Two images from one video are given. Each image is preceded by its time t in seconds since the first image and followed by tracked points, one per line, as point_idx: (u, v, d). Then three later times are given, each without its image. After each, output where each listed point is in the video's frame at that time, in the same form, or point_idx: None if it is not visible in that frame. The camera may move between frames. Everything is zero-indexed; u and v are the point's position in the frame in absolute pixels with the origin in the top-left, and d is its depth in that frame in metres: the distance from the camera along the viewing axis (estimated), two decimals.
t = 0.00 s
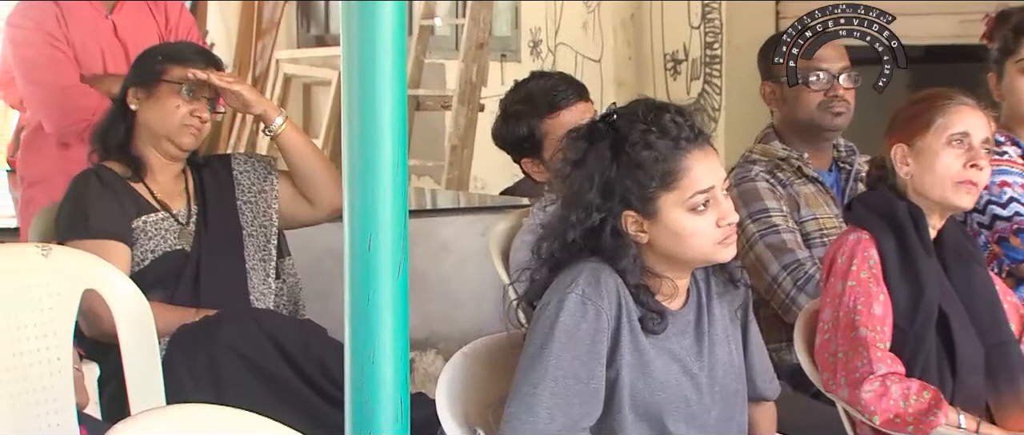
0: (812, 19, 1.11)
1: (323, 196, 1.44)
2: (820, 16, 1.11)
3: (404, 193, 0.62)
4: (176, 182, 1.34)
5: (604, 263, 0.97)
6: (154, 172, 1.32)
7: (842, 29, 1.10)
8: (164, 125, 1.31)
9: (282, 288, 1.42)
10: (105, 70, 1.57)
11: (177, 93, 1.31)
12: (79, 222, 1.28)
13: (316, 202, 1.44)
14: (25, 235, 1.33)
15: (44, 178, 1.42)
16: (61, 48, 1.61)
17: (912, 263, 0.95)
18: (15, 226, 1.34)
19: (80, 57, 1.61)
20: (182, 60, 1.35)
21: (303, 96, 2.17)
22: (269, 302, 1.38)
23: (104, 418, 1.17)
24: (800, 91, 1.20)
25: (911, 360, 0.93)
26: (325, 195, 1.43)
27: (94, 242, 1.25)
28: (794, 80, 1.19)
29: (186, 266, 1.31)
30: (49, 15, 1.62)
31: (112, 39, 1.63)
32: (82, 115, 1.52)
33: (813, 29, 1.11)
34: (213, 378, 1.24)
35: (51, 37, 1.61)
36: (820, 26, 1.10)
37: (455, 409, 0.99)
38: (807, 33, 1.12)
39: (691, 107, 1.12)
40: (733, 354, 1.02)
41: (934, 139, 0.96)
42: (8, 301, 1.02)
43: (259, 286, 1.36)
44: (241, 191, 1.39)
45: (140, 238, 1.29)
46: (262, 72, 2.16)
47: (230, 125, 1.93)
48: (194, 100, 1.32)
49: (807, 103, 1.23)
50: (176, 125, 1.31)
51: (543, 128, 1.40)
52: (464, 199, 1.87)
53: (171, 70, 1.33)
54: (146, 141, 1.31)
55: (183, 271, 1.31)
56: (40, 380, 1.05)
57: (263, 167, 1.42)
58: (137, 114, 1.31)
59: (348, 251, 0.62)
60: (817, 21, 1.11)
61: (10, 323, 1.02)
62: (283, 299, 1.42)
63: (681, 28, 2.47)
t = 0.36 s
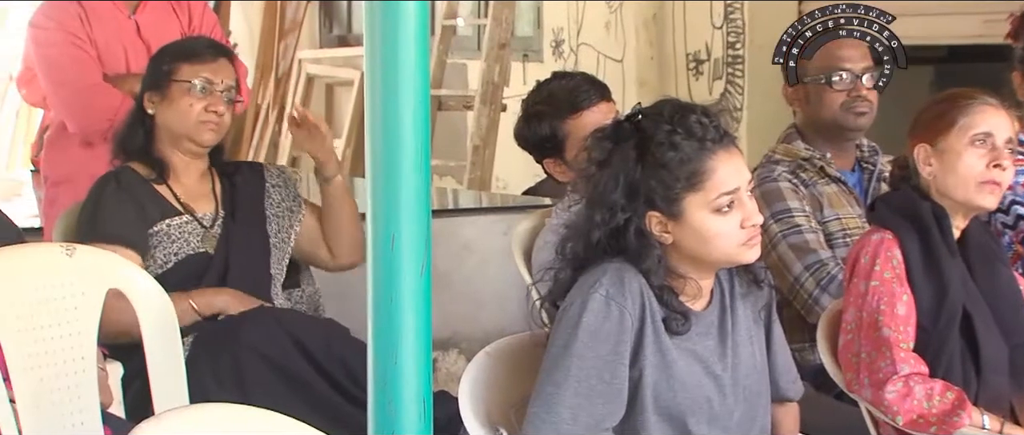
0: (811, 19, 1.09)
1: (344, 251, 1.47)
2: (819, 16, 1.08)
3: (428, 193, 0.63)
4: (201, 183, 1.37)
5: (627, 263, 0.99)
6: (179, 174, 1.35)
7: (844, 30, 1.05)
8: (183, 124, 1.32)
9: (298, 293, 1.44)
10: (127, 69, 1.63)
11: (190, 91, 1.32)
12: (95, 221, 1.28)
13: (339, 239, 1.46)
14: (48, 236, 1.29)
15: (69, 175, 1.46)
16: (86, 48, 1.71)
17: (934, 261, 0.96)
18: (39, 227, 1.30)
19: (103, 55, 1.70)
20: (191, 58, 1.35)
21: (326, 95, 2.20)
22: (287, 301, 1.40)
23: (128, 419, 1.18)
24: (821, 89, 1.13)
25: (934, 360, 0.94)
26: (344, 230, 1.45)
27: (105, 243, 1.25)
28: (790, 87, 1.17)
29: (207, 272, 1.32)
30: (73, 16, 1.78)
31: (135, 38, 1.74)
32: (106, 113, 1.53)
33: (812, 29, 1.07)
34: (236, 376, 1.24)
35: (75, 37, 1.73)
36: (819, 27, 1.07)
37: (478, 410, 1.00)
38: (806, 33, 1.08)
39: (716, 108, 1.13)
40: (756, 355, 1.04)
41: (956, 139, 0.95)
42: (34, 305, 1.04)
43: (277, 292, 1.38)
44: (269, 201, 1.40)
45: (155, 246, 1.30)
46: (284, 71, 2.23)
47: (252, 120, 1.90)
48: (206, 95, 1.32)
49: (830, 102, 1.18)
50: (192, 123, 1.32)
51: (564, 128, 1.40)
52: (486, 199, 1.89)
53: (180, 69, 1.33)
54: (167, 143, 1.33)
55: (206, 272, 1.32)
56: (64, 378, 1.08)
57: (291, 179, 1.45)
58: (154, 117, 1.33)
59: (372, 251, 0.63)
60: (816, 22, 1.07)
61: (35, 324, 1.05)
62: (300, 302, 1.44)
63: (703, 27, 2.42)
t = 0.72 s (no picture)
0: (813, 18, 1.04)
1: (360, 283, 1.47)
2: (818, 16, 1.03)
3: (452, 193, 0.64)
4: (225, 184, 1.38)
5: (651, 263, 1.02)
6: (204, 175, 1.37)
7: (844, 29, 1.02)
8: (205, 128, 1.35)
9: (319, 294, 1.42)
10: (151, 71, 1.63)
11: (210, 95, 1.34)
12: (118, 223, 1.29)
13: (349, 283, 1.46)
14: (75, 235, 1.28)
15: (92, 175, 1.46)
16: (109, 49, 1.67)
17: (960, 262, 0.96)
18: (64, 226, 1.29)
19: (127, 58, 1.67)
20: (209, 60, 1.38)
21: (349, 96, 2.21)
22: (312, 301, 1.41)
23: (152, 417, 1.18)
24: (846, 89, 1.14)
25: (959, 361, 0.94)
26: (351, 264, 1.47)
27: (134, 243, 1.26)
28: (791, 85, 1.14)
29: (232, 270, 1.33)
30: (96, 15, 1.72)
31: (160, 39, 1.71)
32: (127, 115, 1.54)
33: (813, 30, 1.02)
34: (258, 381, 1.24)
35: (99, 38, 1.68)
36: (819, 27, 1.02)
37: (502, 410, 1.00)
38: (806, 32, 1.03)
39: (742, 108, 1.13)
40: (781, 356, 1.06)
41: (979, 139, 0.96)
42: (57, 303, 1.05)
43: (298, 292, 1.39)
44: (296, 210, 1.44)
45: (178, 245, 1.31)
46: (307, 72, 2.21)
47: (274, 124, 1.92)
48: (227, 98, 1.35)
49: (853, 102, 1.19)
50: (214, 126, 1.35)
51: (588, 128, 1.40)
52: (509, 199, 1.89)
53: (198, 73, 1.36)
54: (191, 145, 1.35)
55: (229, 269, 1.33)
56: (87, 376, 1.10)
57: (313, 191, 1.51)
58: (177, 121, 1.35)
59: (397, 250, 0.64)
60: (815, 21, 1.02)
61: (57, 323, 1.06)
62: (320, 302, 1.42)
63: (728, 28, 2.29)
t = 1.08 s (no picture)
0: (812, 17, 0.96)
1: (400, 282, 1.48)
2: (819, 14, 0.96)
3: (481, 194, 0.66)
4: (258, 184, 1.39)
5: (681, 263, 1.02)
6: (236, 175, 1.38)
7: (844, 30, 0.95)
8: (231, 139, 1.36)
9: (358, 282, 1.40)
10: (180, 71, 1.62)
11: (238, 112, 1.35)
12: (149, 222, 1.34)
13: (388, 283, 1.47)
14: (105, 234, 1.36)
15: (125, 174, 1.50)
16: (139, 50, 1.67)
17: (991, 263, 0.95)
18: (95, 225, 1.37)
19: (156, 57, 1.67)
20: (245, 75, 1.36)
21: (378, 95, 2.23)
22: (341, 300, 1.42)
23: (183, 415, 1.22)
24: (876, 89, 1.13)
25: (990, 361, 0.94)
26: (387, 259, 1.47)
27: (160, 242, 1.30)
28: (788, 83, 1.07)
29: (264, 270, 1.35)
30: (127, 17, 1.74)
31: (188, 39, 1.68)
32: (157, 116, 1.53)
33: (812, 29, 0.95)
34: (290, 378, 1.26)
35: (128, 38, 1.69)
36: (819, 27, 0.95)
37: (531, 409, 1.01)
38: (806, 33, 0.95)
39: (773, 108, 1.13)
40: (810, 357, 1.06)
41: (1004, 140, 0.96)
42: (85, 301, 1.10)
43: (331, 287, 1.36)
44: (326, 207, 1.45)
45: (211, 244, 1.33)
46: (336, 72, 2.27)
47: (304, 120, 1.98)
48: (256, 114, 1.36)
49: (883, 102, 1.19)
50: (242, 140, 1.36)
51: (616, 127, 1.41)
52: (538, 198, 1.91)
53: (230, 87, 1.35)
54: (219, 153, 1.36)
55: (260, 268, 1.35)
56: (119, 375, 1.13)
57: (348, 186, 1.51)
58: (209, 125, 1.36)
59: (426, 250, 0.66)
60: (816, 20, 0.95)
61: (87, 320, 1.11)
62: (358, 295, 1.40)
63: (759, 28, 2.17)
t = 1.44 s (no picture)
0: (812, 17, 1.05)
1: (440, 272, 1.47)
2: (820, 15, 1.04)
3: (517, 190, 0.67)
4: (293, 180, 1.42)
5: (716, 260, 1.03)
6: (271, 174, 1.40)
7: (844, 30, 1.02)
8: (266, 141, 1.38)
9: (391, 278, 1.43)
10: (213, 69, 1.59)
11: (272, 117, 1.36)
12: (185, 219, 1.34)
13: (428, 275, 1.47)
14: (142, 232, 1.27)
15: (160, 172, 1.38)
16: (173, 47, 1.66)
17: None
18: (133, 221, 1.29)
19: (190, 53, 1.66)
20: (276, 79, 1.36)
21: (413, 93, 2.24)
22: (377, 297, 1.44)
23: (220, 411, 1.25)
24: (914, 86, 1.15)
25: None
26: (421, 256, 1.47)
27: (194, 239, 1.31)
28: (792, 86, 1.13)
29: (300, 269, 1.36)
30: (162, 15, 1.70)
31: (223, 37, 1.68)
32: (191, 113, 1.47)
33: (813, 29, 1.03)
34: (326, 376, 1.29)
35: (163, 35, 1.67)
36: (818, 27, 1.02)
37: (567, 406, 1.02)
38: (806, 33, 1.04)
39: (809, 105, 1.13)
40: (847, 355, 1.06)
41: None
42: (123, 298, 1.14)
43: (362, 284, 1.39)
44: (361, 203, 1.48)
45: (246, 241, 1.36)
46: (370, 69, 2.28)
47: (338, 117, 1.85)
48: (289, 119, 1.37)
49: (921, 100, 1.18)
50: (277, 144, 1.39)
51: (652, 125, 1.41)
52: (572, 196, 1.92)
53: (264, 93, 1.36)
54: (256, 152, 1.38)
55: (297, 265, 1.38)
56: (155, 371, 1.17)
57: (383, 182, 1.54)
58: (245, 125, 1.38)
59: (463, 248, 0.67)
60: (816, 20, 1.03)
61: (125, 316, 1.14)
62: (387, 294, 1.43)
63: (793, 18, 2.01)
